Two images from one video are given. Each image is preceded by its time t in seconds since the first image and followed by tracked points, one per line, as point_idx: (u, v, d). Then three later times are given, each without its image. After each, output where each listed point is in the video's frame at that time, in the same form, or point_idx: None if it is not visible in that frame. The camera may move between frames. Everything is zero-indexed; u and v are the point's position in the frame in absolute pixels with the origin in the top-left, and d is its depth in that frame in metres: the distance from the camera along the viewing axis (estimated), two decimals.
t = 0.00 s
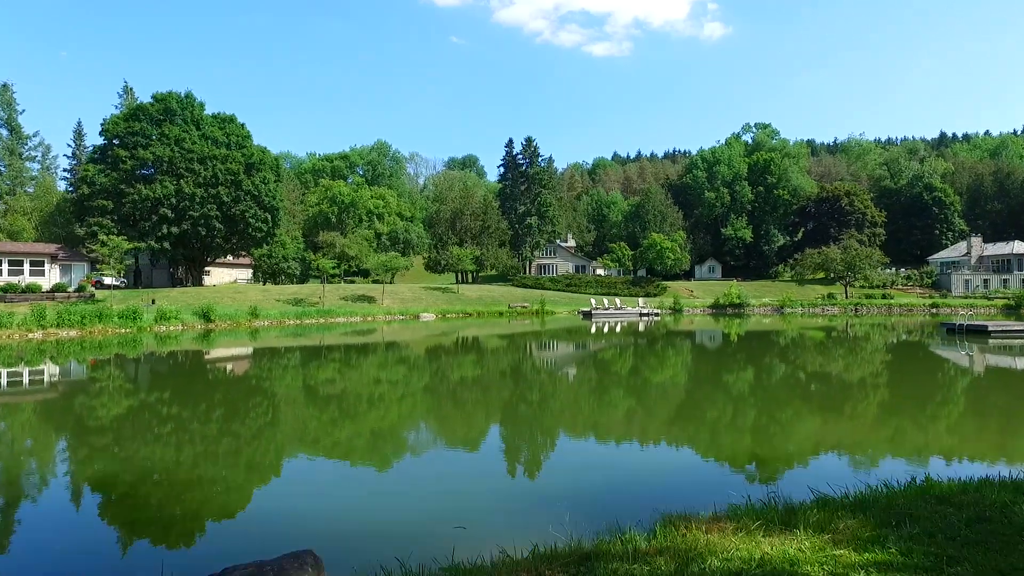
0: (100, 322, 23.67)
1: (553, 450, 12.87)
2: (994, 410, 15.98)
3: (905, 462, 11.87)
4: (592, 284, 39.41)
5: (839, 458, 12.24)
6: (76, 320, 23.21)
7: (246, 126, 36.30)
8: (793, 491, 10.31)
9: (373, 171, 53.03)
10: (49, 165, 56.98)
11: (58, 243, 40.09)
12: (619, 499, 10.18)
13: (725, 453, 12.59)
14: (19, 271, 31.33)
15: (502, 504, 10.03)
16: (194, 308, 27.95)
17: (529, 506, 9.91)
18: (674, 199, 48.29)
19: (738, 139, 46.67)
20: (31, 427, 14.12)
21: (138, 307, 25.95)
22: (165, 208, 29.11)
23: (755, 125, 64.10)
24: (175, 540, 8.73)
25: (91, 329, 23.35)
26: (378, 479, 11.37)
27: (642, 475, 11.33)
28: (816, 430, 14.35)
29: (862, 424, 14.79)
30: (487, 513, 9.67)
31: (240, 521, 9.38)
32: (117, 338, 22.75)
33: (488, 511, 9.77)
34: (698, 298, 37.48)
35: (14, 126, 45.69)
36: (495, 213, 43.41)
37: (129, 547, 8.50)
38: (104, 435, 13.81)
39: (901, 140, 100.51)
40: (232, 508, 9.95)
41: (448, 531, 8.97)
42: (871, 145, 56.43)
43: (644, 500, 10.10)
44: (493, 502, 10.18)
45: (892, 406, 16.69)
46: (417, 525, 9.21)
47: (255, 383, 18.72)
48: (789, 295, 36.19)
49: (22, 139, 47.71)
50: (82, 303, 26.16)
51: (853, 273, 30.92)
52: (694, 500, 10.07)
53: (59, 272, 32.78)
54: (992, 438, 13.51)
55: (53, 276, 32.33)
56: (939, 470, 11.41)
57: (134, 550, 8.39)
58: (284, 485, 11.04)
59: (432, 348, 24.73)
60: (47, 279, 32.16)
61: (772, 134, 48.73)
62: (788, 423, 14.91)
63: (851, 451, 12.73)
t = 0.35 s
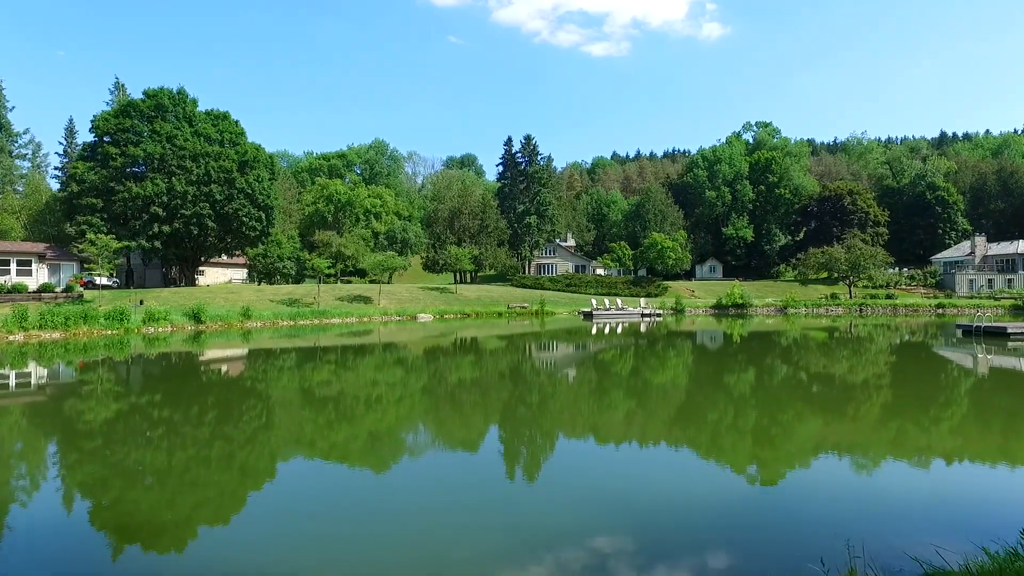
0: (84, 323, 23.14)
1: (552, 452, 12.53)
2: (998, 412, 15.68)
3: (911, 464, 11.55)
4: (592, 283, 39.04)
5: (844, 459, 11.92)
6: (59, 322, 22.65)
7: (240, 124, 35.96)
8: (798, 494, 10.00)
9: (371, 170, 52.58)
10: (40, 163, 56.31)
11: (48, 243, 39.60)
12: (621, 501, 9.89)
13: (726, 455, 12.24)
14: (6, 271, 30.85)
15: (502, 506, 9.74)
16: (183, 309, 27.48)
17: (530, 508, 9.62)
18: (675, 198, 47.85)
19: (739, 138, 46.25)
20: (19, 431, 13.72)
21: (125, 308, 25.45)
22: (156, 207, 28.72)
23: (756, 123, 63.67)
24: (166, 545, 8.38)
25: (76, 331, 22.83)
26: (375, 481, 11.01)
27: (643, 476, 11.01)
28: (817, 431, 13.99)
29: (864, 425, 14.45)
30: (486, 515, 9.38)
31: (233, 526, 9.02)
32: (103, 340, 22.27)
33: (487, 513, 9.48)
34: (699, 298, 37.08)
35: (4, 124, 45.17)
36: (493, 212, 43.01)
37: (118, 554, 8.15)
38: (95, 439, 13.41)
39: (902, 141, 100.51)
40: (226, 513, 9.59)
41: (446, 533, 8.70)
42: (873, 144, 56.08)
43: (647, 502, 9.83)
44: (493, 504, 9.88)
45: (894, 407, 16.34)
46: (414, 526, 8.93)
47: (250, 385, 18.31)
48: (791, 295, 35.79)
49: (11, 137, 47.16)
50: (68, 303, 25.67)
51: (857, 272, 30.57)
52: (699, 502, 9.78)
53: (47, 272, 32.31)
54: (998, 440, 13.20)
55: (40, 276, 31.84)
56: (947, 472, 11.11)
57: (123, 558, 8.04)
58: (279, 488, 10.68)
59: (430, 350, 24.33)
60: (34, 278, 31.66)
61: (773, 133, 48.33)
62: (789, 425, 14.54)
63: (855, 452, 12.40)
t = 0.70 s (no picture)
0: (64, 324, 22.58)
1: (549, 452, 12.18)
2: (999, 411, 15.42)
3: (912, 465, 11.23)
4: (589, 283, 38.69)
5: (845, 459, 11.61)
6: (38, 323, 22.08)
7: (230, 120, 35.48)
8: (799, 495, 9.70)
9: (365, 169, 52.10)
10: (26, 160, 55.57)
11: (33, 241, 39.00)
12: (618, 500, 9.61)
13: (724, 455, 11.91)
14: None
15: (496, 506, 9.44)
16: (168, 309, 26.97)
17: (526, 508, 9.32)
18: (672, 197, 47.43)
19: (737, 137, 45.90)
20: None
21: (107, 309, 24.92)
22: (143, 204, 28.28)
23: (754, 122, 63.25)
24: (154, 551, 8.00)
25: (54, 333, 22.26)
26: (368, 483, 10.66)
27: (641, 477, 10.70)
28: (816, 432, 13.66)
29: (864, 426, 14.14)
30: (481, 515, 9.08)
31: (222, 529, 8.65)
32: (83, 342, 21.73)
33: (481, 513, 9.18)
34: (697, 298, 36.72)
35: None
36: (490, 211, 42.65)
37: (103, 561, 7.76)
38: (79, 444, 12.95)
39: (899, 141, 100.50)
40: (216, 516, 9.20)
41: (438, 533, 8.40)
42: (872, 143, 55.86)
43: (644, 501, 9.55)
44: (488, 504, 9.57)
45: (894, 407, 16.04)
46: (405, 527, 8.61)
47: (241, 387, 17.88)
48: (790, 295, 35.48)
49: None
50: (50, 304, 25.15)
51: (858, 273, 30.28)
52: (699, 502, 9.49)
53: (31, 271, 31.78)
54: (1001, 440, 12.91)
55: (23, 276, 31.28)
56: (950, 472, 10.81)
57: (107, 565, 7.65)
58: (269, 491, 10.29)
59: (425, 351, 23.92)
60: (17, 278, 31.10)
61: (771, 131, 48.05)
62: (788, 426, 14.20)
63: (856, 453, 12.08)
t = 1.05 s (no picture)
0: (37, 326, 21.84)
1: (543, 453, 11.82)
2: (995, 411, 15.22)
3: (906, 465, 10.95)
4: (584, 283, 38.36)
5: (840, 459, 11.34)
6: (10, 324, 21.13)
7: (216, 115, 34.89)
8: (797, 494, 9.43)
9: (356, 167, 51.51)
10: (7, 157, 54.60)
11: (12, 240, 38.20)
12: (611, 500, 9.34)
13: (717, 455, 11.61)
14: None
15: (487, 507, 9.14)
16: (147, 310, 26.36)
17: (519, 508, 9.04)
18: (667, 196, 47.05)
19: (732, 135, 45.46)
20: None
21: (83, 309, 24.24)
22: (125, 201, 27.73)
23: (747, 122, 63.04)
24: (133, 560, 7.56)
25: (26, 335, 21.39)
26: (357, 485, 10.26)
27: (634, 476, 10.39)
28: (811, 432, 13.35)
29: (858, 426, 13.89)
30: (471, 516, 8.80)
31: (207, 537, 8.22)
32: (58, 345, 21.06)
33: (472, 513, 8.90)
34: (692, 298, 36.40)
35: None
36: (482, 210, 42.24)
37: (83, 569, 7.38)
38: (58, 449, 12.41)
39: (893, 141, 100.65)
40: (201, 524, 8.72)
41: (426, 533, 8.13)
42: (866, 142, 55.75)
43: (638, 500, 9.28)
44: (478, 505, 9.26)
45: (889, 407, 15.81)
46: (395, 528, 8.34)
47: (229, 389, 17.36)
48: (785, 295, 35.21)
49: None
50: (28, 304, 24.51)
51: (855, 272, 30.08)
52: (694, 502, 9.22)
53: (9, 270, 31.07)
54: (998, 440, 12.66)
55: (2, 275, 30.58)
56: (949, 473, 10.54)
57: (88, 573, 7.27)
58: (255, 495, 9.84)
59: (417, 352, 23.46)
60: None
61: (765, 130, 47.77)
62: (783, 426, 13.90)
63: (851, 452, 11.81)
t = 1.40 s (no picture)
0: (12, 327, 21.22)
1: (536, 454, 11.49)
2: (992, 410, 15.04)
3: (901, 465, 10.65)
4: (578, 283, 37.99)
5: (837, 459, 11.07)
6: None
7: (202, 109, 34.30)
8: (793, 494, 9.23)
9: (347, 165, 50.93)
10: None
11: None
12: (605, 501, 9.11)
13: (711, 455, 11.31)
14: None
15: (478, 508, 8.88)
16: (128, 310, 25.71)
17: (509, 510, 8.78)
18: (661, 195, 46.74)
19: (726, 134, 45.14)
20: None
21: (59, 310, 23.58)
22: (106, 197, 27.12)
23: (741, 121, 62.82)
24: (112, 569, 7.13)
25: None
26: (347, 487, 9.88)
27: (628, 476, 10.12)
28: (807, 432, 13.06)
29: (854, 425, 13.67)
30: (461, 516, 8.56)
31: (191, 541, 7.81)
32: (33, 346, 20.43)
33: (461, 513, 8.68)
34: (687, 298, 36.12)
35: None
36: (475, 209, 41.78)
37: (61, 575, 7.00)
38: (34, 455, 11.83)
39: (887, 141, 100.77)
40: (186, 529, 8.31)
41: (414, 533, 7.91)
42: (859, 142, 55.68)
43: (631, 500, 9.09)
44: (468, 506, 8.99)
45: (885, 406, 15.61)
46: (382, 530, 8.10)
47: (215, 391, 16.86)
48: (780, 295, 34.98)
49: None
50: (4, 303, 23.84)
51: (853, 272, 29.85)
52: (689, 502, 9.02)
53: None
54: (994, 439, 12.47)
55: None
56: (944, 471, 10.34)
57: None
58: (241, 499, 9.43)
59: (408, 352, 23.02)
60: None
61: (760, 129, 47.56)
62: (778, 426, 13.57)
63: (848, 452, 11.54)
